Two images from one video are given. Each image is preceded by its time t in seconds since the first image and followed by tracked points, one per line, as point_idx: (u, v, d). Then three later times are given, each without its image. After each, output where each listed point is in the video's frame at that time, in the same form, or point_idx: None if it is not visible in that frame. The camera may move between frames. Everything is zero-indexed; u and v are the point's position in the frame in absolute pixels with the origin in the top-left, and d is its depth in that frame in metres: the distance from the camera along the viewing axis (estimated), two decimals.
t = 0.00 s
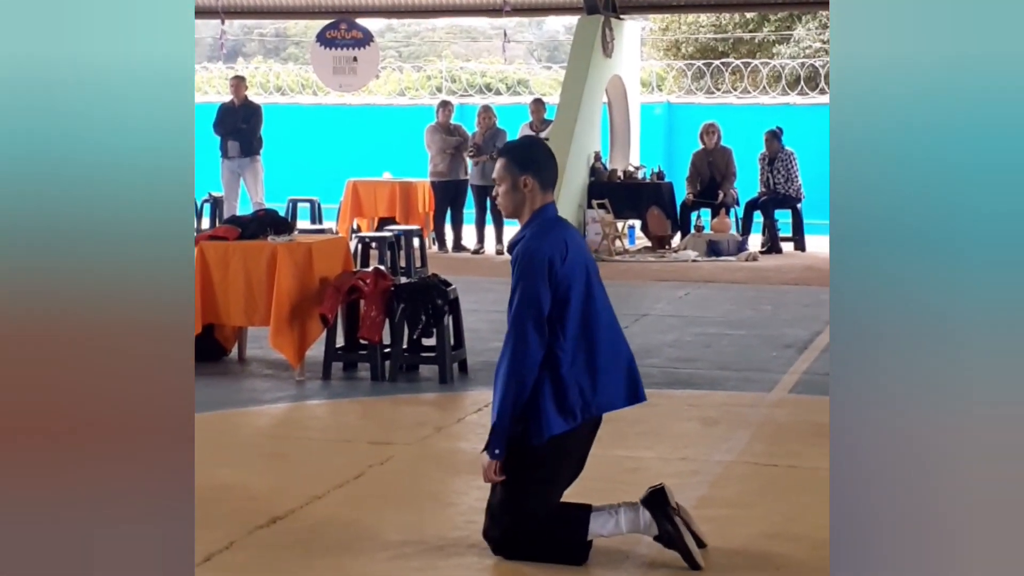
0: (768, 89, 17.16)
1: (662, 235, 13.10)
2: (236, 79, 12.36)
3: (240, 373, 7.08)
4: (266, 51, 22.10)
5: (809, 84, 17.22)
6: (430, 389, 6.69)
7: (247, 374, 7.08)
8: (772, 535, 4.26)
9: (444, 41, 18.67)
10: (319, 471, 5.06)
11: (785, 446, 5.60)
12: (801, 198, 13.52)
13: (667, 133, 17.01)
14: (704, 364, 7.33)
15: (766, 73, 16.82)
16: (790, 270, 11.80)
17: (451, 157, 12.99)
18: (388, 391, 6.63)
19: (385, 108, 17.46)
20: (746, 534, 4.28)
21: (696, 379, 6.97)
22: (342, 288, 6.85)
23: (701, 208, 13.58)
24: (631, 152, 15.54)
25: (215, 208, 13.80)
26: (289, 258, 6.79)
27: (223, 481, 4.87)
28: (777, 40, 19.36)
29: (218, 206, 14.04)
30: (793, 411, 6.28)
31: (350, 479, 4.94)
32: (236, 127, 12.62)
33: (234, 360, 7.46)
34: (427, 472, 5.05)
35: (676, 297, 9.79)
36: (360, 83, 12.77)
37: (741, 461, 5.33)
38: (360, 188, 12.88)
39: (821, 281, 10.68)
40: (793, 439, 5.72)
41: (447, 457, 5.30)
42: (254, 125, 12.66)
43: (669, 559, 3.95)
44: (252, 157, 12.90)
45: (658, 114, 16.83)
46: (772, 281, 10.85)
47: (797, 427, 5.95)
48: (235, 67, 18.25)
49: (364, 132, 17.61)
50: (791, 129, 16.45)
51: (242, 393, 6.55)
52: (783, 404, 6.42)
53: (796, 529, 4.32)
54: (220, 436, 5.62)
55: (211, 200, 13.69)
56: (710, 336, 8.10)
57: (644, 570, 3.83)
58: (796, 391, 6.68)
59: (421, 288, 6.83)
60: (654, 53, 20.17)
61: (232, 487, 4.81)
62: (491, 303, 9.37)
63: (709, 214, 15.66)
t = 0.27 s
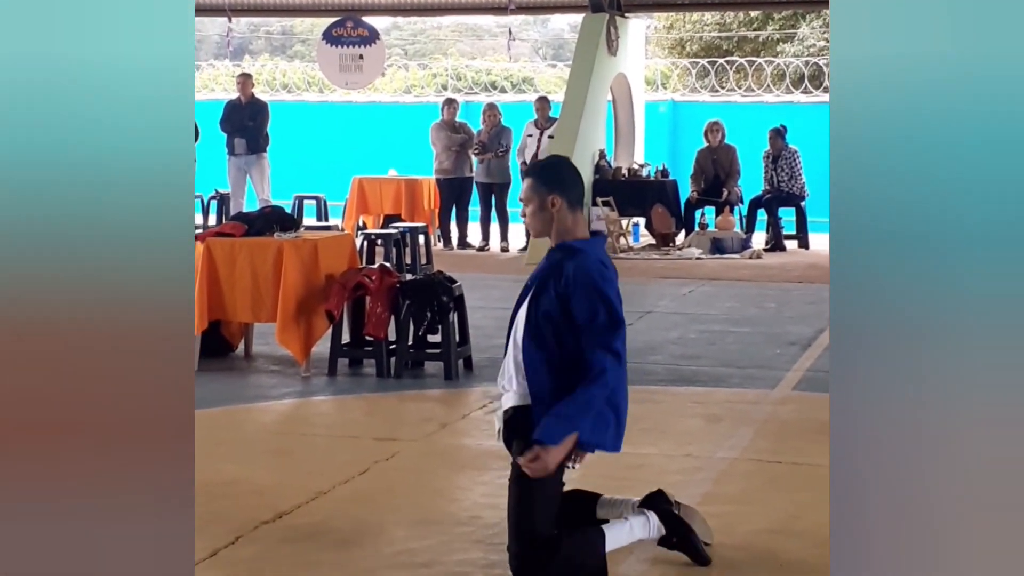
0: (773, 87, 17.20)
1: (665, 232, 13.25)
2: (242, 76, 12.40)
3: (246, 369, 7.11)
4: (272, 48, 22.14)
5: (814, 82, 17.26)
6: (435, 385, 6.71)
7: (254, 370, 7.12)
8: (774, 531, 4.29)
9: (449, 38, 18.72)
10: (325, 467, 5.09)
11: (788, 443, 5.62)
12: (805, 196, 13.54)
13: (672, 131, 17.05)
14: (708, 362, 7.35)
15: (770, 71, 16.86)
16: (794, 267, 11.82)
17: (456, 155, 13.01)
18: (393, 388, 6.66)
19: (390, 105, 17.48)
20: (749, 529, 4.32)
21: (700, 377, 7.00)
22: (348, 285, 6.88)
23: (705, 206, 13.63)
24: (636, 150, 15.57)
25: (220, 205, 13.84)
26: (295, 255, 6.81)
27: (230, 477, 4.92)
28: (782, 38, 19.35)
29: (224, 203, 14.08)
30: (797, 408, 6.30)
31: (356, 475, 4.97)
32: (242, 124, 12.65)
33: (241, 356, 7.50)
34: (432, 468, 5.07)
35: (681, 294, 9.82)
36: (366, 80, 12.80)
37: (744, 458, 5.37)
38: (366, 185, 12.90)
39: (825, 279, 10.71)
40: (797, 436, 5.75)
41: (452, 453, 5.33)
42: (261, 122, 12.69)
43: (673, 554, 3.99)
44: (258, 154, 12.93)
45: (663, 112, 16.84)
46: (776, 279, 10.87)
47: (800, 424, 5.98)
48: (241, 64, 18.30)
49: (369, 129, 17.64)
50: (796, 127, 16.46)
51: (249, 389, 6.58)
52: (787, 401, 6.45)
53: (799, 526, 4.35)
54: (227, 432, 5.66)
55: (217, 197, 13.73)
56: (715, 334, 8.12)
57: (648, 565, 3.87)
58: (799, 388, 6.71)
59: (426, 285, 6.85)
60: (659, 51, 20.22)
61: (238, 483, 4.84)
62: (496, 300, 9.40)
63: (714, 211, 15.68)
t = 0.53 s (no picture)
0: (778, 81, 17.16)
1: (670, 227, 13.24)
2: (246, 72, 12.40)
3: (252, 364, 7.12)
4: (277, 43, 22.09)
5: (818, 76, 17.22)
6: (440, 380, 6.72)
7: (259, 365, 7.12)
8: (778, 525, 4.29)
9: (452, 34, 18.69)
10: (330, 461, 5.10)
11: (793, 437, 5.62)
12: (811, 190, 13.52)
13: (677, 125, 17.01)
14: (713, 356, 7.35)
15: (775, 65, 16.82)
16: (800, 262, 11.80)
17: (461, 149, 13.01)
18: (398, 383, 6.66)
19: (395, 100, 17.46)
20: (753, 523, 4.32)
21: (705, 371, 7.00)
22: (353, 280, 6.91)
23: (710, 200, 13.63)
24: (641, 144, 15.54)
25: (225, 200, 13.83)
26: (300, 250, 6.82)
27: (235, 471, 4.92)
28: (786, 33, 19.31)
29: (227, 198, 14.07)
30: (802, 402, 6.30)
31: (361, 469, 4.97)
32: (246, 119, 12.65)
33: (246, 351, 7.50)
34: (437, 463, 5.09)
35: (685, 288, 9.81)
36: (370, 76, 12.80)
37: (749, 452, 5.36)
38: (370, 180, 12.89)
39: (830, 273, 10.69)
40: (802, 430, 5.74)
41: (457, 447, 5.33)
42: (265, 118, 12.68)
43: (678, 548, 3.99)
44: (263, 149, 12.93)
45: (668, 107, 16.82)
46: (781, 273, 10.86)
47: (804, 419, 5.98)
48: (245, 60, 18.28)
49: (374, 125, 17.64)
50: (801, 122, 16.44)
51: (253, 384, 6.59)
52: (792, 395, 6.45)
53: (803, 519, 4.36)
54: (232, 427, 5.67)
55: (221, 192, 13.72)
56: (719, 328, 8.12)
57: (653, 559, 3.88)
58: (804, 383, 6.70)
59: (431, 279, 6.87)
60: (663, 46, 20.19)
61: (243, 477, 4.86)
62: (501, 295, 9.39)
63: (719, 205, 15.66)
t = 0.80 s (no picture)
0: (779, 78, 17.16)
1: (671, 224, 13.06)
2: (246, 69, 12.39)
3: (252, 361, 7.12)
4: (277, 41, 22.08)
5: (819, 74, 17.22)
6: (440, 377, 6.72)
7: (259, 362, 7.12)
8: (777, 522, 4.30)
9: (453, 31, 18.69)
10: (330, 458, 5.10)
11: (793, 434, 5.62)
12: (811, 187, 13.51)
13: (677, 122, 17.01)
14: (713, 353, 7.35)
15: (776, 63, 16.82)
16: (800, 259, 11.80)
17: (461, 146, 13.03)
18: (398, 380, 6.67)
19: (395, 97, 17.46)
20: (753, 521, 4.32)
21: (705, 368, 7.00)
22: (353, 277, 6.90)
23: (710, 197, 13.64)
24: (641, 142, 15.53)
25: (225, 197, 13.83)
26: (300, 247, 6.82)
27: (236, 468, 4.92)
28: (786, 29, 19.29)
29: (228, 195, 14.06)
30: (802, 400, 6.30)
31: (361, 466, 4.97)
32: (247, 117, 12.64)
33: (246, 348, 7.50)
34: (437, 460, 5.09)
35: (686, 286, 9.81)
36: (370, 73, 12.79)
37: (749, 449, 5.37)
38: (371, 177, 12.89)
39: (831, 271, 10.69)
40: (802, 427, 5.75)
41: (458, 445, 5.33)
42: (265, 115, 12.68)
43: (678, 544, 4.00)
44: (263, 146, 12.92)
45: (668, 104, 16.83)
46: (781, 270, 10.86)
47: (805, 416, 5.98)
48: (245, 57, 18.26)
49: (374, 122, 17.64)
50: (802, 119, 16.43)
51: (254, 381, 6.59)
52: (792, 393, 6.45)
53: (803, 516, 4.36)
54: (233, 424, 5.67)
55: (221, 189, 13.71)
56: (720, 326, 8.12)
57: (653, 556, 3.88)
58: (804, 380, 6.70)
59: (431, 277, 6.86)
60: (664, 43, 20.19)
61: (243, 474, 4.86)
62: (501, 292, 9.39)
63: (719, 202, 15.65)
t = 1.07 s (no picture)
0: (778, 75, 17.19)
1: (669, 221, 13.08)
2: (246, 65, 12.40)
3: (251, 357, 7.13)
4: (276, 37, 22.08)
5: (818, 70, 17.25)
6: (439, 373, 6.73)
7: (258, 358, 7.12)
8: (777, 519, 4.29)
9: (453, 27, 18.72)
10: (329, 454, 5.10)
11: (792, 430, 5.62)
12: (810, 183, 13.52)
13: (676, 119, 17.02)
14: (712, 349, 7.35)
15: (775, 59, 16.84)
16: (799, 255, 11.82)
17: (460, 143, 13.07)
18: (397, 376, 6.67)
19: (394, 93, 17.46)
20: (752, 517, 4.32)
21: (704, 364, 7.00)
22: (352, 273, 6.90)
23: (709, 194, 13.64)
24: (640, 138, 15.53)
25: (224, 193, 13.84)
26: (299, 243, 6.82)
27: (234, 465, 4.92)
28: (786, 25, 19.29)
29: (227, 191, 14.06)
30: (801, 396, 6.30)
31: (360, 463, 4.98)
32: (246, 113, 12.64)
33: (245, 344, 7.51)
34: (435, 456, 5.08)
35: (685, 282, 9.82)
36: (369, 69, 12.79)
37: (748, 446, 5.36)
38: (370, 174, 12.89)
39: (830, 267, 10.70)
40: (800, 424, 5.75)
41: (456, 441, 5.33)
42: (264, 111, 12.68)
43: (677, 540, 4.01)
44: (262, 142, 12.92)
45: (667, 100, 16.86)
46: (780, 266, 10.87)
47: (803, 412, 5.98)
48: (244, 53, 18.27)
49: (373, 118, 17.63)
50: (801, 114, 16.44)
51: (253, 377, 6.60)
52: (791, 389, 6.45)
53: (802, 512, 4.36)
54: (231, 420, 5.67)
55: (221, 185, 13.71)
56: (718, 322, 8.12)
57: (651, 552, 3.88)
58: (803, 376, 6.70)
59: (430, 273, 6.87)
60: (663, 39, 20.23)
61: (242, 470, 4.86)
62: (500, 288, 9.39)
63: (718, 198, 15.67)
